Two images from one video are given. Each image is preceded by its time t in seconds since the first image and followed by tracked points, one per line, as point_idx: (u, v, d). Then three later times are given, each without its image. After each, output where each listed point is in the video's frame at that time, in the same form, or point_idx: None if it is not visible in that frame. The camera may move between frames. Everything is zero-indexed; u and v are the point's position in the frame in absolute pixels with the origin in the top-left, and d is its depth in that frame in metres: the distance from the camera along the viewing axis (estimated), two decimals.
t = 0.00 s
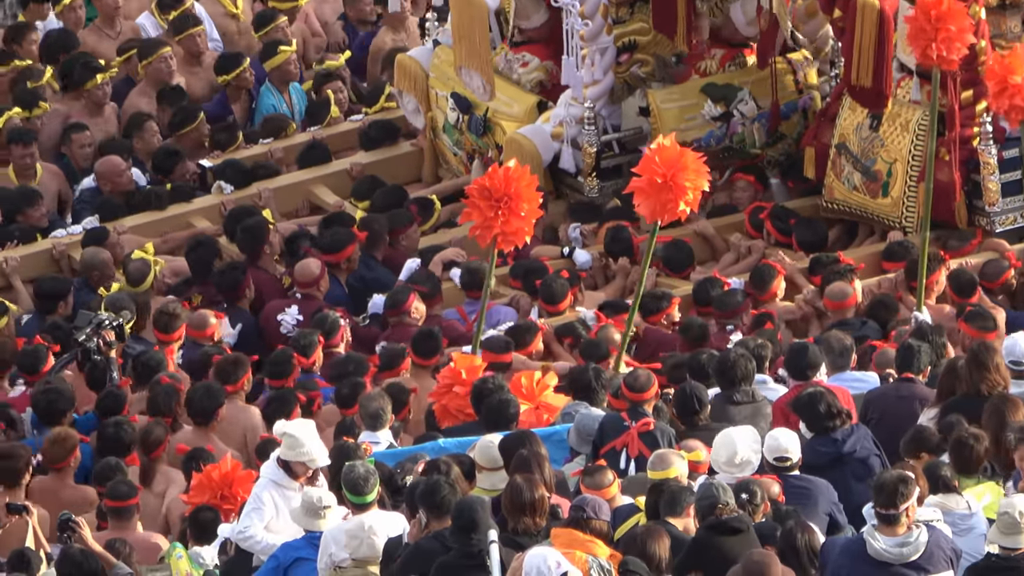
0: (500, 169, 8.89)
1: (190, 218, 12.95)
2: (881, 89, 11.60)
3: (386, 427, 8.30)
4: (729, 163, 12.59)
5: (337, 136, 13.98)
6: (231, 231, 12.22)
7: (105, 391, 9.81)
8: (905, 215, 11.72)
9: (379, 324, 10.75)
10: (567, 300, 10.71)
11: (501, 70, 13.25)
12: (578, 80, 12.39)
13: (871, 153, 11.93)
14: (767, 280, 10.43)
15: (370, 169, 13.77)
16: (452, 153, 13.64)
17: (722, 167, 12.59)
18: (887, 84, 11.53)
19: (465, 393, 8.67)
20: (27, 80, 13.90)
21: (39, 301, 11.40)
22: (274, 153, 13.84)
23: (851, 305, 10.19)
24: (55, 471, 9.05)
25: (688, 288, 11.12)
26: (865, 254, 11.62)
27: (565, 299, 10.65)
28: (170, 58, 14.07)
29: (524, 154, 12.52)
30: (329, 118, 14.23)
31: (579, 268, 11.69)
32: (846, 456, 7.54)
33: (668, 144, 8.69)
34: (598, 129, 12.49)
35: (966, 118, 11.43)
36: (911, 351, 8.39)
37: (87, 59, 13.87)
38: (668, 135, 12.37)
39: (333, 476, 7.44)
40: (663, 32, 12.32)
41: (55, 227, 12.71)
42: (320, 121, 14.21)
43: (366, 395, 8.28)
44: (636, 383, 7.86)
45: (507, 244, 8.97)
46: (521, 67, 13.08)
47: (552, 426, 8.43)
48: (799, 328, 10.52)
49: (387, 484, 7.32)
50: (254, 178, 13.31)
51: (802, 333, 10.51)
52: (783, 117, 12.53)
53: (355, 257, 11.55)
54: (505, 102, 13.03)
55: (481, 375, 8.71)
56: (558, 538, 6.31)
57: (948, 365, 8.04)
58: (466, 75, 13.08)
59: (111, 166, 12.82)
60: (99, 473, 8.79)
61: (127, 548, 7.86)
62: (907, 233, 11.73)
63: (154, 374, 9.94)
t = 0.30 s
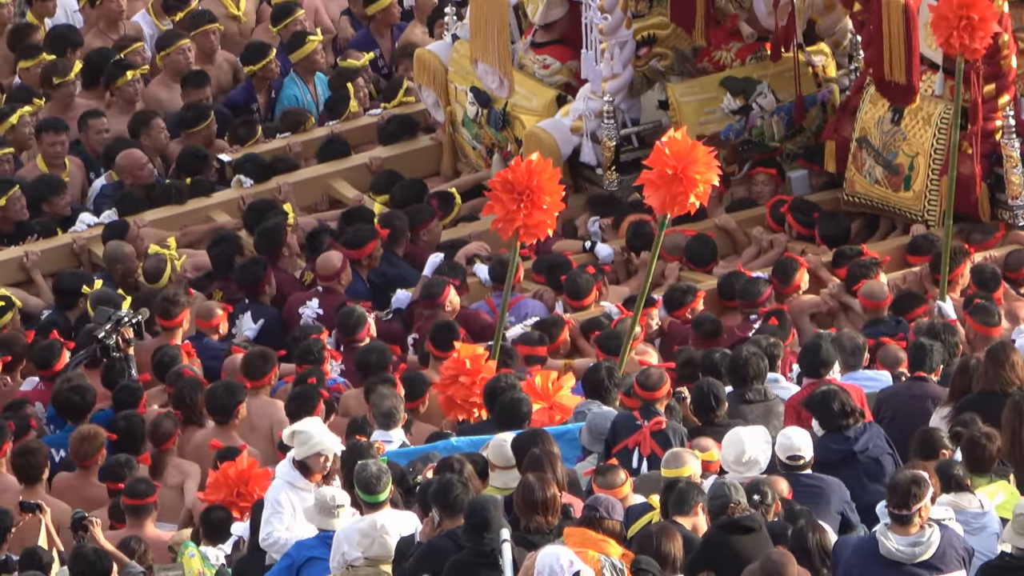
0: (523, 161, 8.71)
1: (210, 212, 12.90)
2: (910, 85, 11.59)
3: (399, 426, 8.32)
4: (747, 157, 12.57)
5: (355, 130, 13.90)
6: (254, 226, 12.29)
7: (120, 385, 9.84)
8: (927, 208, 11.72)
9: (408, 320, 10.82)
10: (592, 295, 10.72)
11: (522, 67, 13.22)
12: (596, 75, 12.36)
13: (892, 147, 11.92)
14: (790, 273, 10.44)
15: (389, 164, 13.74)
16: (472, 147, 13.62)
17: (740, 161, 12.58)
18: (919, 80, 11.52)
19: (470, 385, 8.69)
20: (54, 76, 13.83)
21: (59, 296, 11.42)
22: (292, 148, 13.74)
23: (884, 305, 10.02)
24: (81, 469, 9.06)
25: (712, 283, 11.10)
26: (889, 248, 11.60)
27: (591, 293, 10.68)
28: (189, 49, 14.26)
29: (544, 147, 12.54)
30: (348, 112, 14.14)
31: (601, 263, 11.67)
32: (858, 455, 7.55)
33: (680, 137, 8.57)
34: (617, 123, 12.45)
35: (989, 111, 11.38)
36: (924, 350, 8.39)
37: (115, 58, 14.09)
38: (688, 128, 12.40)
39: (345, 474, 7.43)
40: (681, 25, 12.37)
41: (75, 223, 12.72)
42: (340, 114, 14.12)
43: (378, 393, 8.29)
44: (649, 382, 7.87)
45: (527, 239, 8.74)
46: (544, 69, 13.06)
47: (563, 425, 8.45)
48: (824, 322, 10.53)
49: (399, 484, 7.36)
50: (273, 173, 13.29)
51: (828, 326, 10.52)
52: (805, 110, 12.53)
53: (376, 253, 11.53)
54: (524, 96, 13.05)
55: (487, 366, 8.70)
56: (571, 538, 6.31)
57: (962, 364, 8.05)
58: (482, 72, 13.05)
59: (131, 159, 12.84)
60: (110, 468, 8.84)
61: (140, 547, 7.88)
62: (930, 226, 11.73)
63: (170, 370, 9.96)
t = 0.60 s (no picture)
0: (554, 159, 8.52)
1: (229, 214, 12.90)
2: (940, 86, 11.53)
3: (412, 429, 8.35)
4: (767, 154, 12.59)
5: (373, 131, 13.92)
6: (273, 226, 12.28)
7: (132, 384, 9.87)
8: (949, 206, 11.68)
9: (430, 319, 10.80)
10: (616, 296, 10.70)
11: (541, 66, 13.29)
12: (617, 73, 12.34)
13: (914, 145, 11.90)
14: (815, 271, 10.47)
15: (409, 163, 13.77)
16: (490, 147, 13.65)
17: (759, 158, 12.61)
18: (948, 81, 11.45)
19: (474, 385, 8.70)
20: (83, 78, 13.76)
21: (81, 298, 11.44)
22: (311, 149, 13.77)
23: (911, 303, 10.06)
24: (88, 463, 9.07)
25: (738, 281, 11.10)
26: (913, 246, 11.57)
27: (614, 295, 10.65)
28: (212, 49, 14.32)
29: (563, 146, 12.45)
30: (365, 112, 14.15)
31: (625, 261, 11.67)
32: (867, 457, 7.56)
33: (701, 132, 8.48)
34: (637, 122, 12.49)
35: (1012, 110, 11.34)
36: (935, 351, 8.41)
37: (139, 59, 14.18)
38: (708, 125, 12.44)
39: (357, 476, 7.45)
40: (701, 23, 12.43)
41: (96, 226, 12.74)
42: (357, 115, 14.15)
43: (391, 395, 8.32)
44: (661, 384, 7.91)
45: (554, 237, 8.52)
46: (564, 65, 13.09)
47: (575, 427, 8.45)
48: (848, 320, 10.53)
49: (411, 486, 7.37)
50: (293, 173, 13.30)
51: (852, 324, 10.52)
52: (823, 107, 12.48)
53: (399, 253, 11.55)
54: (543, 95, 12.99)
55: (490, 366, 8.70)
56: (582, 540, 6.32)
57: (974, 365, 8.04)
58: (499, 66, 13.09)
59: (151, 156, 12.86)
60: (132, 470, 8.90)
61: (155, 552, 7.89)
62: (952, 225, 11.68)
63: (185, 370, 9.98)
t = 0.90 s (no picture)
0: (595, 168, 8.55)
1: (249, 221, 12.88)
2: (959, 89, 11.48)
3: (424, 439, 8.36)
4: (786, 158, 12.55)
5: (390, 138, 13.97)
6: (292, 232, 12.27)
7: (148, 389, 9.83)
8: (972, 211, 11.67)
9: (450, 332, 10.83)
10: (641, 303, 10.65)
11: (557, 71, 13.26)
12: (634, 78, 12.25)
13: (936, 149, 11.88)
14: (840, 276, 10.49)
15: (427, 170, 13.77)
16: (510, 153, 13.66)
17: (779, 162, 12.55)
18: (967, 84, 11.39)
19: (489, 396, 8.69)
20: (111, 87, 13.77)
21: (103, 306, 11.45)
22: (329, 156, 13.81)
23: (940, 311, 10.11)
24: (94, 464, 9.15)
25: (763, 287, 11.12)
26: (936, 252, 11.57)
27: (641, 300, 10.60)
28: (238, 52, 14.33)
29: (582, 152, 12.38)
30: (383, 119, 14.19)
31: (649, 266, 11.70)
32: (876, 465, 7.57)
33: (712, 134, 8.49)
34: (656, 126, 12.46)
35: None
36: (947, 361, 8.43)
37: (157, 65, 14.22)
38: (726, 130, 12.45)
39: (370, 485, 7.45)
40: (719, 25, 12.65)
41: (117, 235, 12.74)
42: (374, 122, 14.17)
43: (403, 405, 8.34)
44: (673, 393, 7.88)
45: (594, 246, 8.58)
46: (580, 64, 13.12)
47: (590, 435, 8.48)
48: (874, 327, 10.54)
49: (423, 495, 7.37)
50: (310, 180, 13.30)
51: (877, 331, 10.53)
52: (840, 110, 12.52)
53: (425, 259, 11.58)
54: (562, 100, 13.01)
55: (505, 376, 8.71)
56: (594, 548, 6.33)
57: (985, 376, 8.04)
58: (522, 73, 12.94)
59: (166, 162, 12.83)
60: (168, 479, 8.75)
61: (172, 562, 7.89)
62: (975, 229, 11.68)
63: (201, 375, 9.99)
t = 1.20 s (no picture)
0: (637, 182, 8.57)
1: (273, 235, 12.91)
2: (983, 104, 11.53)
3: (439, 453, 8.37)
4: (809, 172, 12.56)
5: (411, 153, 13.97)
6: (314, 245, 12.28)
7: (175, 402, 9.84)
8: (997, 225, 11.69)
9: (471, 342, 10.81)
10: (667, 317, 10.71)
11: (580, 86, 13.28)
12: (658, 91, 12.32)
13: (960, 162, 11.90)
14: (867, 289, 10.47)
15: (449, 184, 13.78)
16: (532, 167, 13.67)
17: (802, 176, 12.58)
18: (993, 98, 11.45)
19: (510, 410, 8.73)
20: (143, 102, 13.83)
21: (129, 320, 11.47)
22: (351, 170, 13.79)
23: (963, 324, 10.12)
24: (112, 474, 9.17)
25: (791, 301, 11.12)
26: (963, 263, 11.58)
27: (666, 315, 10.64)
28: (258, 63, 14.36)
29: (606, 165, 12.31)
30: (404, 134, 14.14)
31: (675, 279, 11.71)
32: (890, 480, 7.57)
33: (731, 144, 8.49)
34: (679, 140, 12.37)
35: None
36: (961, 376, 8.44)
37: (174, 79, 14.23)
38: (751, 143, 12.42)
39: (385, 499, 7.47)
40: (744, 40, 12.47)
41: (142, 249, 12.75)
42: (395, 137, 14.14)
43: (417, 420, 8.34)
44: (687, 408, 7.90)
45: (634, 260, 8.58)
46: (606, 83, 13.09)
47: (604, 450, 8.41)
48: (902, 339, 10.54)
49: (438, 510, 7.39)
50: (333, 195, 13.31)
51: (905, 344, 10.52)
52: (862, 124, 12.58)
53: (452, 273, 11.59)
54: (587, 115, 13.01)
55: (526, 391, 8.73)
56: (608, 563, 6.35)
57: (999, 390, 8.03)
58: (549, 90, 12.88)
59: (199, 171, 12.94)
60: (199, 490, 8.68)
61: None
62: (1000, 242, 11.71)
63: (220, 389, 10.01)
